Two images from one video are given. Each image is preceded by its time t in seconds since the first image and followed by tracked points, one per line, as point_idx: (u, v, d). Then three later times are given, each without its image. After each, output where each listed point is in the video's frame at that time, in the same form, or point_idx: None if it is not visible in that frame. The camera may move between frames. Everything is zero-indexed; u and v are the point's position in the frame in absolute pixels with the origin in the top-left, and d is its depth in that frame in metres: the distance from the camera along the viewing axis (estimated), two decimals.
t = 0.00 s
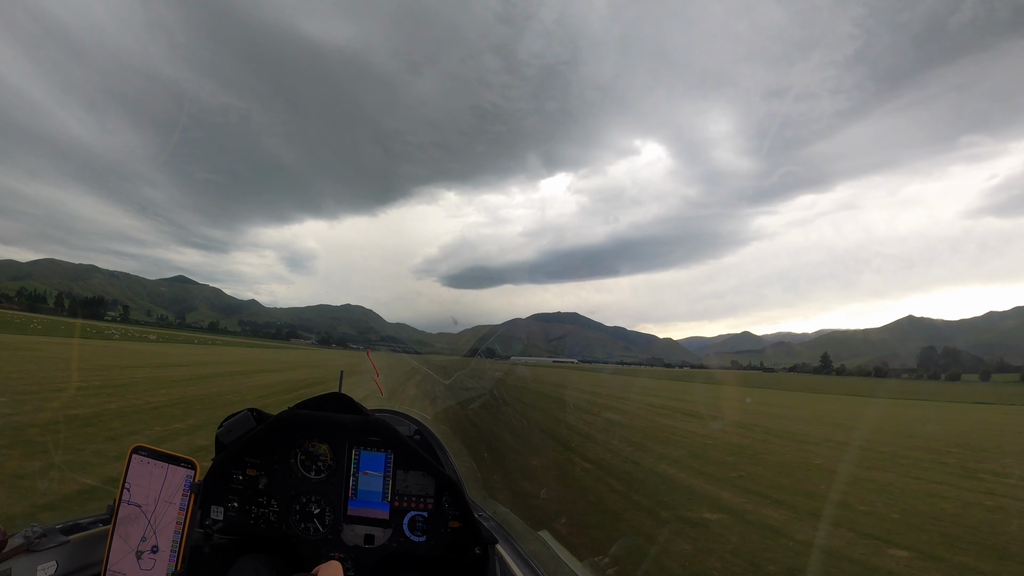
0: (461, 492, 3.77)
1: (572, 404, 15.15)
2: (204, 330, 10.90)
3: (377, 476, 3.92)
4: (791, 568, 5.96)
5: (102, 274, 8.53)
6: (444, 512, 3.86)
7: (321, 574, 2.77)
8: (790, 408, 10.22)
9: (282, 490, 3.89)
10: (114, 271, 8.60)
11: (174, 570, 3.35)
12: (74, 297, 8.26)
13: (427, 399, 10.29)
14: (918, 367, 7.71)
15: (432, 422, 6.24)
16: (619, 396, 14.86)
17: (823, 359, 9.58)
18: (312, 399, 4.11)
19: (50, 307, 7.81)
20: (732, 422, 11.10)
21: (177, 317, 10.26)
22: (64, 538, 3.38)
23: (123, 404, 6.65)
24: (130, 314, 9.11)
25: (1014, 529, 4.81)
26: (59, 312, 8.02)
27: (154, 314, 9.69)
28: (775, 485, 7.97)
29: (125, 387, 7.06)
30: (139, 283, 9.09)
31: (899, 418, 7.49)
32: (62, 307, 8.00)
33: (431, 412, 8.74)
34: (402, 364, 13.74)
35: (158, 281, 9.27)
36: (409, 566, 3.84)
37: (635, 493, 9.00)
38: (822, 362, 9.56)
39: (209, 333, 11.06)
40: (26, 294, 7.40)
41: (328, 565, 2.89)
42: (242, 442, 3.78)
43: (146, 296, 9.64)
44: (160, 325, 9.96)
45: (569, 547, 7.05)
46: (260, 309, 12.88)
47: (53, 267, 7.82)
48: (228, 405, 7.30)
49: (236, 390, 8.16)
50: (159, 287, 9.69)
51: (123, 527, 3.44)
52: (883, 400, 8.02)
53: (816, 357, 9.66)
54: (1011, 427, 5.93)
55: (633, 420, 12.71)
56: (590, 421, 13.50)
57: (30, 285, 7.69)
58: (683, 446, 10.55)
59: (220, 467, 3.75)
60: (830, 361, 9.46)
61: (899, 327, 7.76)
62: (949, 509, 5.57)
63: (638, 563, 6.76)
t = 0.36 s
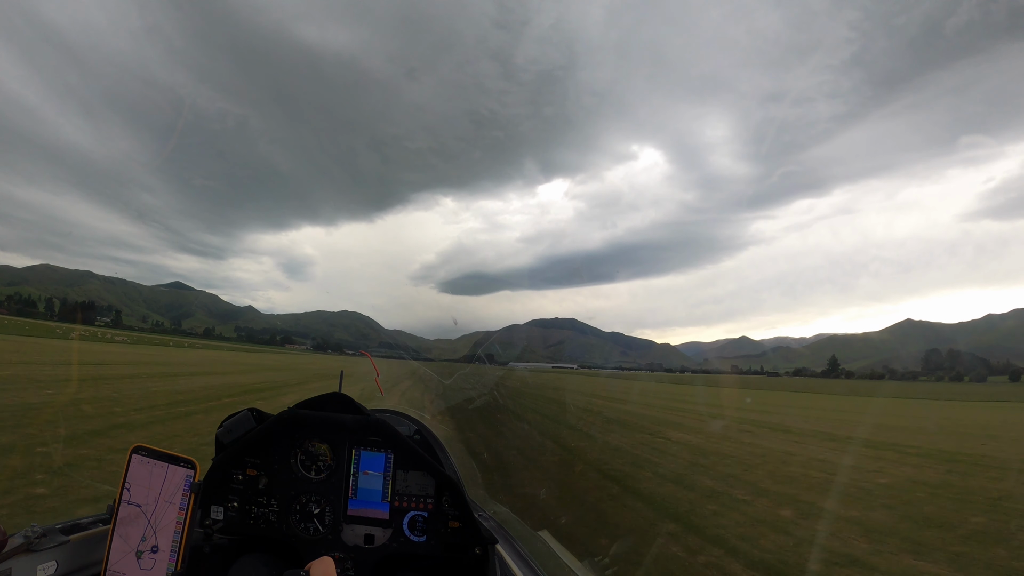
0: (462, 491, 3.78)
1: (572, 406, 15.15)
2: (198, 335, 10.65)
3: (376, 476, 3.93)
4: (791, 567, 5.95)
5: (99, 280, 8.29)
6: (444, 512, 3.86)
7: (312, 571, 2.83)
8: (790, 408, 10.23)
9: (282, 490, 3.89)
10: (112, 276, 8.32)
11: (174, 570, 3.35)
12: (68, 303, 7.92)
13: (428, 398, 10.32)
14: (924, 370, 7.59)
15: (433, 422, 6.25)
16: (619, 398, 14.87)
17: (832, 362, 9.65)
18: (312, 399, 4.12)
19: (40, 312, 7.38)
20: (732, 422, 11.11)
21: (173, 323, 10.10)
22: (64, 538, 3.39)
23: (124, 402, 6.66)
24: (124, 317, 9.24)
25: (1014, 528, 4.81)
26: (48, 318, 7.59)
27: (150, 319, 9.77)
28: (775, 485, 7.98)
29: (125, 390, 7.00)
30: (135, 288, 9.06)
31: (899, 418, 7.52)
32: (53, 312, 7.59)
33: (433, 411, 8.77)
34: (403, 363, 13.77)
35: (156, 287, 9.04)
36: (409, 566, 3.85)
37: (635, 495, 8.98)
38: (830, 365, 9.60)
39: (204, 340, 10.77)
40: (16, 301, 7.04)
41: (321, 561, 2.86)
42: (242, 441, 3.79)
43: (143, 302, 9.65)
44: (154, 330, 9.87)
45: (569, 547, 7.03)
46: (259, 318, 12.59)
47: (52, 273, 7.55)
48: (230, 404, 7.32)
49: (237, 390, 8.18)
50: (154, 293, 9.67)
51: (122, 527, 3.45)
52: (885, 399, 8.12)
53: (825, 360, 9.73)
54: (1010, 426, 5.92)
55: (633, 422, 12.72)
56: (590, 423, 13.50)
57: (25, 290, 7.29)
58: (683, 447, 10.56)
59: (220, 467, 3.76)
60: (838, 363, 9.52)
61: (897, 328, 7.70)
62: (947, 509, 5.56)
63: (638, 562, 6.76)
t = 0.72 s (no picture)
0: (462, 492, 3.78)
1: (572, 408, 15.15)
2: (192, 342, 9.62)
3: (377, 476, 3.93)
4: (792, 568, 5.94)
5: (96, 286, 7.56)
6: (445, 512, 3.86)
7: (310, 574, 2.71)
8: (789, 409, 10.25)
9: (282, 490, 3.90)
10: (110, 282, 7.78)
11: (174, 570, 3.35)
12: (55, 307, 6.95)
13: (428, 398, 10.33)
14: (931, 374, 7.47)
15: (434, 422, 6.26)
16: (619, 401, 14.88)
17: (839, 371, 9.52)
18: (312, 399, 4.12)
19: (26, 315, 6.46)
20: (732, 425, 11.12)
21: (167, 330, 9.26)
22: (64, 538, 3.39)
23: (123, 403, 6.64)
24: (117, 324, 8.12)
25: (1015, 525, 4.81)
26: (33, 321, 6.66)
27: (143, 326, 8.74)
28: (775, 486, 7.97)
29: (128, 392, 6.96)
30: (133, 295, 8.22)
31: (898, 420, 7.54)
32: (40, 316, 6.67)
33: (434, 412, 8.79)
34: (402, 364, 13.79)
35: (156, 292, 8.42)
36: (409, 566, 3.84)
37: (635, 497, 8.97)
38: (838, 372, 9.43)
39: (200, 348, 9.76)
40: None
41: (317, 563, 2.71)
42: (242, 442, 3.80)
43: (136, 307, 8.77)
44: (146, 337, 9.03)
45: (570, 547, 7.02)
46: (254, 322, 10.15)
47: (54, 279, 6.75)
48: (231, 402, 7.31)
49: (238, 389, 8.17)
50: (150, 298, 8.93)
51: (123, 527, 3.44)
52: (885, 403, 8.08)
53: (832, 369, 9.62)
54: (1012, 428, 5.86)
55: (633, 425, 12.72)
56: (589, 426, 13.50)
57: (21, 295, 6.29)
58: (684, 448, 10.58)
59: (220, 467, 3.75)
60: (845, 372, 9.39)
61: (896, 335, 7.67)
62: (948, 510, 5.53)
63: (638, 562, 6.74)
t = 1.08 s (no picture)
0: (462, 492, 3.78)
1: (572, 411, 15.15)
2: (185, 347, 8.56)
3: (377, 476, 3.94)
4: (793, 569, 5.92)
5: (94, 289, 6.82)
6: (445, 512, 3.87)
7: (312, 568, 2.51)
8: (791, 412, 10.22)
9: (282, 489, 3.90)
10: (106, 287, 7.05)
11: (174, 570, 3.35)
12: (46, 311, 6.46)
13: (428, 399, 10.35)
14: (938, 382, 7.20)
15: (433, 423, 6.28)
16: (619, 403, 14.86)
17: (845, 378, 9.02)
18: (312, 399, 4.13)
19: (14, 320, 6.07)
20: (732, 426, 11.12)
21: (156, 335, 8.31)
22: (64, 538, 3.39)
23: (123, 407, 6.62)
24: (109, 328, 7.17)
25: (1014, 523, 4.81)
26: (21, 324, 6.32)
27: (137, 331, 7.75)
28: (775, 487, 7.96)
29: (128, 397, 6.93)
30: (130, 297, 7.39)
31: (897, 422, 7.54)
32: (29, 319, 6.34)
33: (434, 413, 8.80)
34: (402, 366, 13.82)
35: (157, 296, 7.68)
36: (409, 566, 3.85)
37: (635, 499, 8.96)
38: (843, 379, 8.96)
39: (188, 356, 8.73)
40: None
41: (321, 559, 2.54)
42: (242, 441, 3.80)
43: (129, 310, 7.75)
44: (137, 343, 7.92)
45: (570, 547, 7.00)
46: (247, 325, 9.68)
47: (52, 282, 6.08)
48: (231, 403, 7.31)
49: (238, 392, 8.15)
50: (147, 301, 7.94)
51: (122, 527, 3.44)
52: (881, 408, 8.08)
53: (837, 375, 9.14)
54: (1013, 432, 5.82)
55: (633, 429, 12.70)
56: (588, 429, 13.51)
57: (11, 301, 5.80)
58: (684, 450, 10.57)
59: (220, 467, 3.76)
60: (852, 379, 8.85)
61: (893, 341, 7.68)
62: (949, 511, 5.50)
63: (638, 564, 6.72)
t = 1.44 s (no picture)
0: (462, 492, 3.78)
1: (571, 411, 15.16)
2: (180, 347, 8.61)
3: (377, 476, 3.94)
4: (791, 569, 5.94)
5: (90, 288, 6.83)
6: (444, 512, 3.87)
7: (313, 569, 2.48)
8: (790, 413, 10.23)
9: (282, 490, 3.90)
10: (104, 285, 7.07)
11: (174, 570, 3.35)
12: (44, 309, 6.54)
13: (428, 399, 10.35)
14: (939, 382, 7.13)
15: (433, 423, 6.28)
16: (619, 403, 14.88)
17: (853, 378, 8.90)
18: (312, 399, 4.12)
19: (10, 317, 6.11)
20: (732, 426, 11.13)
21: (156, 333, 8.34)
22: (64, 538, 3.38)
23: (123, 406, 6.62)
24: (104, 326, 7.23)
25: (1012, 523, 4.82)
26: (11, 323, 6.27)
27: (134, 328, 7.69)
28: (775, 488, 7.96)
29: (127, 395, 6.94)
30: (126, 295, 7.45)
31: (898, 423, 7.55)
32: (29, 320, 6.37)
33: (433, 413, 8.80)
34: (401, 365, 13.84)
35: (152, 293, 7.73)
36: (409, 566, 3.85)
37: (635, 499, 8.97)
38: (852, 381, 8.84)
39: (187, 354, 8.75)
40: None
41: (319, 559, 2.50)
42: (242, 441, 3.80)
43: (127, 308, 7.75)
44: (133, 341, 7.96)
45: (569, 547, 7.01)
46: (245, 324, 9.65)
47: (47, 281, 6.09)
48: (229, 403, 7.30)
49: (236, 390, 8.15)
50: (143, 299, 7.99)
51: (122, 527, 3.44)
52: (882, 408, 8.03)
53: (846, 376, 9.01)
54: (1013, 433, 5.81)
55: (633, 429, 12.71)
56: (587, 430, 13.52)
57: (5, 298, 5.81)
58: (683, 450, 10.60)
59: (220, 467, 3.76)
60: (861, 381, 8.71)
61: (892, 342, 7.69)
62: (948, 512, 5.50)
63: (638, 563, 6.74)
